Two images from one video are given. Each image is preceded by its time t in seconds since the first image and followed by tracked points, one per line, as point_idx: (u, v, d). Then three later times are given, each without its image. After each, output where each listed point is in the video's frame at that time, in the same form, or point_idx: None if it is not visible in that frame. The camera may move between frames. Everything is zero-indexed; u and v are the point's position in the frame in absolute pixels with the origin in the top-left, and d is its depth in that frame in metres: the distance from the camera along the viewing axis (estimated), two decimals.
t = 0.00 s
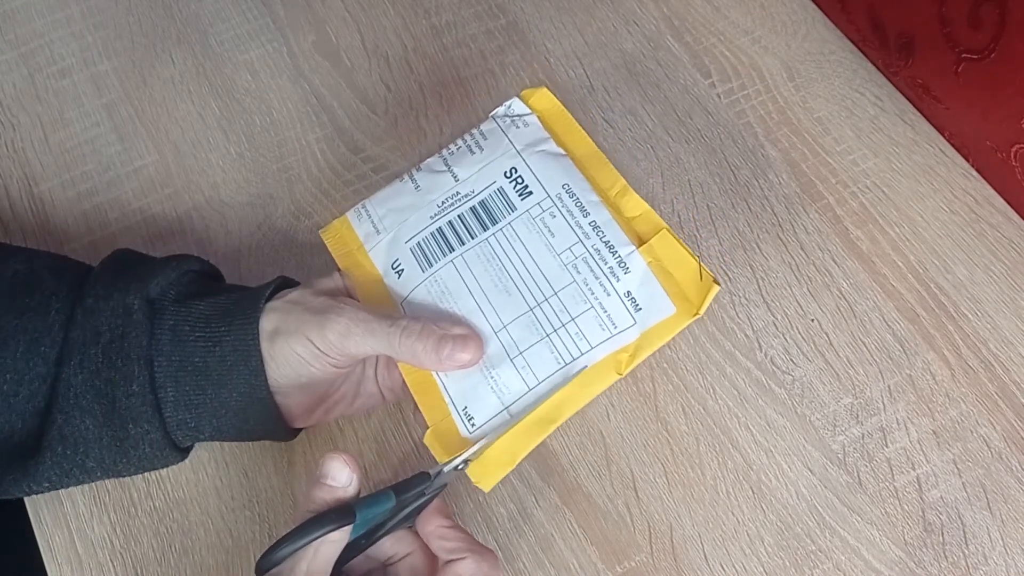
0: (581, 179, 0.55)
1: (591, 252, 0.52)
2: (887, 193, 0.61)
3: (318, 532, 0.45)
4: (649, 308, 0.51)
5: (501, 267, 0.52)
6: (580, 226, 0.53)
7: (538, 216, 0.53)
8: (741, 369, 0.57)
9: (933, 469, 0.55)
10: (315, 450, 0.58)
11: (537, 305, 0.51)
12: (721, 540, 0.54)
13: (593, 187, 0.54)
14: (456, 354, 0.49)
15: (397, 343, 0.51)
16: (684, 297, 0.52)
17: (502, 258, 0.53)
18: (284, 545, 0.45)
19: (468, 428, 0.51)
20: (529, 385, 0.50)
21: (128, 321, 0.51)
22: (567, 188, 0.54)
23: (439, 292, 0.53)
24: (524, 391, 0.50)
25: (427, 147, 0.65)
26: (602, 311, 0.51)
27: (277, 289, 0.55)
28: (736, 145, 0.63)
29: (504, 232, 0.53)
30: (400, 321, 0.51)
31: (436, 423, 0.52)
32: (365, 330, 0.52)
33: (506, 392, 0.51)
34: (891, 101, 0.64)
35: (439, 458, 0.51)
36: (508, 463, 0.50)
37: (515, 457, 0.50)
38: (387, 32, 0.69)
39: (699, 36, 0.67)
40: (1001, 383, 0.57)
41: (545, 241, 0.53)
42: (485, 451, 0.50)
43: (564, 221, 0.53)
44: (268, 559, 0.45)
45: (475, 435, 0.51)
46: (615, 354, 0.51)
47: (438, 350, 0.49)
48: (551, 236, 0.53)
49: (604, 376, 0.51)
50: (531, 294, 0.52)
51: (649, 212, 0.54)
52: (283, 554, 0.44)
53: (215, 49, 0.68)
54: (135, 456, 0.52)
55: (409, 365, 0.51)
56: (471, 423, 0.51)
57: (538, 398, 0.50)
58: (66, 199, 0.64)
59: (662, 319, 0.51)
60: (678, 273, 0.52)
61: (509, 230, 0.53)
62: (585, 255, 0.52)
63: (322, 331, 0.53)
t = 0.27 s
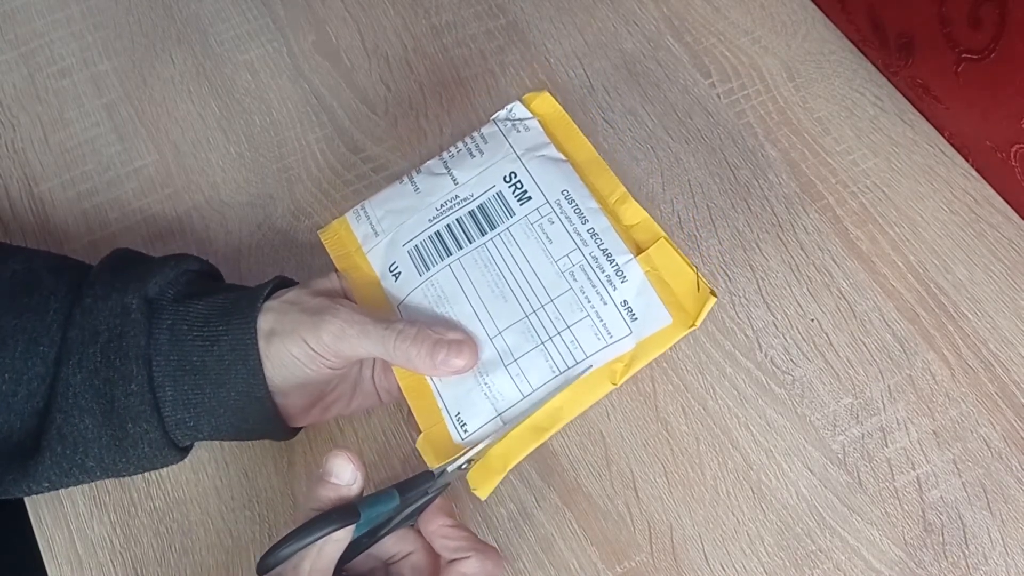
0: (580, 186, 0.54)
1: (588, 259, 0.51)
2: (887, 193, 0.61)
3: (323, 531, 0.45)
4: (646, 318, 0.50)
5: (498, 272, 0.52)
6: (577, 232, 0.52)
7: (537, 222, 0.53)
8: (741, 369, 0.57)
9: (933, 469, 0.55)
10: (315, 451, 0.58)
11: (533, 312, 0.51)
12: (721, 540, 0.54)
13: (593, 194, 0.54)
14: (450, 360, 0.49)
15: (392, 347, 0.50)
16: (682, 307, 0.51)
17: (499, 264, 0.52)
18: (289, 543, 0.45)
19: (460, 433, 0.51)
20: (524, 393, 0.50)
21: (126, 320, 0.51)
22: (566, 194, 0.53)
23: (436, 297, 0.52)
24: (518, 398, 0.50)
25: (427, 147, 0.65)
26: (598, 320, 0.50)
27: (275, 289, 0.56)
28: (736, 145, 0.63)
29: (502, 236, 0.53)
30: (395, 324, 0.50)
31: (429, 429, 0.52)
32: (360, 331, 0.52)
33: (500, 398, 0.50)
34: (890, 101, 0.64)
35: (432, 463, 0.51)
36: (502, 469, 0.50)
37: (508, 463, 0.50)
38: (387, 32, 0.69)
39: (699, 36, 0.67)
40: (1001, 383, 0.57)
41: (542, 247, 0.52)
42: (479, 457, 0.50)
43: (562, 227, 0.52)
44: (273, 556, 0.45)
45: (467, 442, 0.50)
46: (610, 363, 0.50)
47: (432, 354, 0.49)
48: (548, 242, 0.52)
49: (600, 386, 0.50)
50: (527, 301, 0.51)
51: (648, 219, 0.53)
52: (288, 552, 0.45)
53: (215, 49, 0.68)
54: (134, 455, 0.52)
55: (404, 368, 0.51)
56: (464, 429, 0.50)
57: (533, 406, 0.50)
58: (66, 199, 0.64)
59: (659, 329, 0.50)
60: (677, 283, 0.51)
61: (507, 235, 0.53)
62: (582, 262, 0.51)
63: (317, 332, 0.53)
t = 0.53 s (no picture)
0: (583, 196, 0.55)
1: (589, 270, 0.52)
2: (887, 192, 0.61)
3: (337, 531, 0.45)
4: (644, 332, 0.51)
5: (498, 280, 0.53)
6: (579, 242, 0.53)
7: (538, 230, 0.54)
8: (741, 369, 0.57)
9: (933, 469, 0.55)
10: (316, 451, 0.57)
11: (532, 321, 0.52)
12: (721, 540, 0.54)
13: (595, 204, 0.54)
14: (448, 367, 0.49)
15: (389, 352, 0.51)
16: (680, 321, 0.52)
17: (500, 272, 0.53)
18: (303, 543, 0.44)
19: (456, 441, 0.51)
20: (522, 402, 0.51)
21: (125, 321, 0.51)
22: (569, 204, 0.54)
23: (435, 303, 0.53)
24: (514, 408, 0.51)
25: (427, 147, 0.65)
26: (597, 332, 0.51)
27: (275, 292, 0.55)
28: (736, 145, 0.63)
29: (503, 244, 0.54)
30: (394, 330, 0.51)
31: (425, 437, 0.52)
32: (358, 336, 0.52)
33: (497, 407, 0.51)
34: (890, 101, 0.64)
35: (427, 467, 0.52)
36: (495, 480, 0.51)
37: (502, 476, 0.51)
38: (387, 32, 0.69)
39: (699, 36, 0.67)
40: (1001, 383, 0.57)
41: (543, 256, 0.53)
42: (473, 470, 0.51)
43: (563, 237, 0.53)
44: (286, 556, 0.45)
45: (462, 450, 0.51)
46: (608, 376, 0.51)
47: (430, 360, 0.49)
48: (550, 251, 0.53)
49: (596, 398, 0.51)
50: (527, 310, 0.52)
51: (650, 231, 0.54)
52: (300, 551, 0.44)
53: (215, 50, 0.68)
54: (133, 456, 0.52)
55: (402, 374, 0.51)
56: (459, 437, 0.51)
57: (529, 416, 0.51)
58: (66, 199, 0.64)
59: (657, 343, 0.51)
60: (678, 297, 0.52)
61: (508, 243, 0.54)
62: (583, 273, 0.52)
63: (315, 335, 0.53)
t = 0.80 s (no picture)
0: (582, 202, 0.54)
1: (586, 275, 0.52)
2: (887, 192, 0.61)
3: (342, 527, 0.44)
4: (640, 337, 0.50)
5: (494, 286, 0.52)
6: (576, 247, 0.53)
7: (536, 236, 0.53)
8: (741, 369, 0.57)
9: (933, 469, 0.55)
10: (316, 451, 0.57)
11: (526, 326, 0.51)
12: (721, 540, 0.54)
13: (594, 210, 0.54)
14: (441, 370, 0.48)
15: (383, 355, 0.50)
16: (677, 326, 0.51)
17: (496, 278, 0.52)
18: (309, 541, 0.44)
19: (449, 445, 0.51)
20: (515, 408, 0.50)
21: (123, 327, 0.51)
22: (567, 210, 0.54)
23: (430, 308, 0.52)
24: (508, 412, 0.50)
25: (427, 147, 0.65)
26: (593, 337, 0.50)
27: (273, 297, 0.55)
28: (736, 145, 0.63)
29: (500, 249, 0.53)
30: (388, 334, 0.50)
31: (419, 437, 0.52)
32: (353, 340, 0.52)
33: (489, 413, 0.50)
34: (890, 101, 0.64)
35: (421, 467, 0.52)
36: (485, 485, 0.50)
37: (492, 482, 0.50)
38: (386, 32, 0.69)
39: (699, 36, 0.67)
40: (1001, 383, 0.57)
41: (540, 261, 0.52)
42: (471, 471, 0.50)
43: (560, 242, 0.53)
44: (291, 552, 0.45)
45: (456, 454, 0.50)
46: (603, 381, 0.50)
47: (423, 363, 0.48)
48: (547, 256, 0.52)
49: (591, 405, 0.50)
50: (522, 315, 0.51)
51: (648, 236, 0.53)
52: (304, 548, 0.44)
53: (215, 49, 0.68)
54: (130, 461, 0.52)
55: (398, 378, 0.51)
56: (452, 441, 0.51)
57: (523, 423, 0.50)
58: (66, 199, 0.64)
59: (653, 348, 0.50)
60: (675, 301, 0.51)
61: (505, 248, 0.53)
62: (580, 278, 0.52)
63: (311, 339, 0.52)
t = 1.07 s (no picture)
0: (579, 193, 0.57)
1: (583, 264, 0.55)
2: (888, 192, 0.61)
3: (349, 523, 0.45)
4: (636, 325, 0.53)
5: (492, 276, 0.55)
6: (574, 237, 0.56)
7: (533, 227, 0.56)
8: (742, 369, 0.57)
9: (934, 470, 0.55)
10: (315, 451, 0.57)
11: (524, 316, 0.54)
12: (722, 541, 0.54)
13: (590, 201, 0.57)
14: (437, 361, 0.51)
15: (380, 347, 0.52)
16: (671, 313, 0.54)
17: (495, 269, 0.55)
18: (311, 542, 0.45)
19: (445, 438, 0.53)
20: (512, 395, 0.53)
21: (121, 322, 0.51)
22: (564, 201, 0.57)
23: (429, 299, 0.55)
24: (506, 402, 0.53)
25: (427, 147, 0.64)
26: (589, 325, 0.53)
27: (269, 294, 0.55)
28: (736, 144, 0.63)
29: (497, 241, 0.56)
30: (386, 324, 0.52)
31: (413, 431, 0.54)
32: (349, 330, 0.53)
33: (488, 400, 0.53)
34: (892, 101, 0.64)
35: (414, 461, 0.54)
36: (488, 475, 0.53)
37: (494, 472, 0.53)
38: (386, 31, 0.68)
39: (699, 35, 0.66)
40: (1002, 383, 0.57)
41: (537, 252, 0.55)
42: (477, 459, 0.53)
43: (557, 233, 0.56)
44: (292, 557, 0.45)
45: (453, 446, 0.53)
46: (600, 368, 0.53)
47: (419, 355, 0.51)
48: (543, 247, 0.55)
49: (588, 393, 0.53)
50: (519, 304, 0.54)
51: (643, 224, 0.56)
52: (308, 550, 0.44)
53: (214, 49, 0.68)
54: (127, 458, 0.51)
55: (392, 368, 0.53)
56: (450, 433, 0.53)
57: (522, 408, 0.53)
58: (64, 198, 0.63)
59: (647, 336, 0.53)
60: (670, 288, 0.54)
61: (502, 240, 0.56)
62: (576, 267, 0.55)
63: (307, 331, 0.53)
